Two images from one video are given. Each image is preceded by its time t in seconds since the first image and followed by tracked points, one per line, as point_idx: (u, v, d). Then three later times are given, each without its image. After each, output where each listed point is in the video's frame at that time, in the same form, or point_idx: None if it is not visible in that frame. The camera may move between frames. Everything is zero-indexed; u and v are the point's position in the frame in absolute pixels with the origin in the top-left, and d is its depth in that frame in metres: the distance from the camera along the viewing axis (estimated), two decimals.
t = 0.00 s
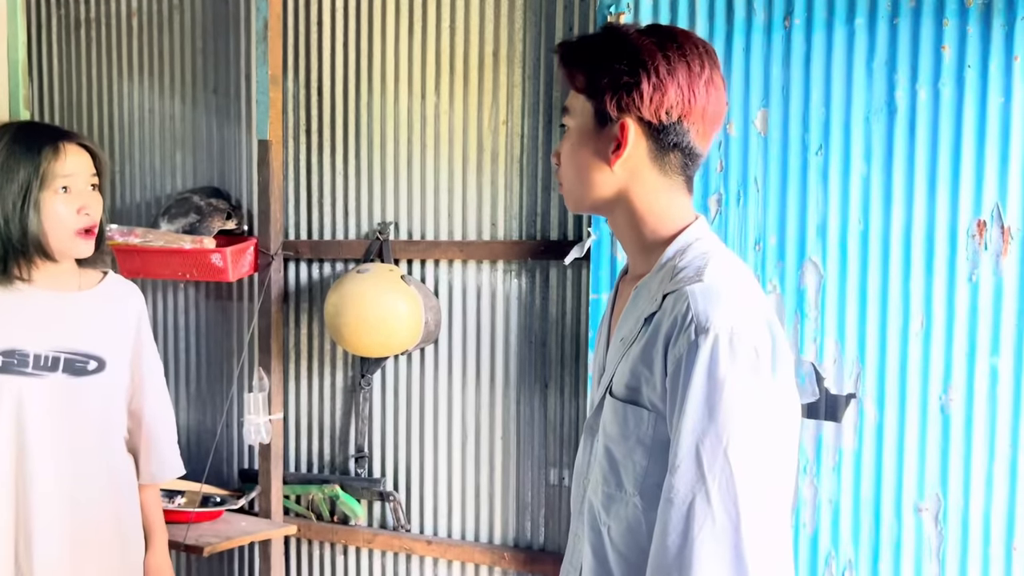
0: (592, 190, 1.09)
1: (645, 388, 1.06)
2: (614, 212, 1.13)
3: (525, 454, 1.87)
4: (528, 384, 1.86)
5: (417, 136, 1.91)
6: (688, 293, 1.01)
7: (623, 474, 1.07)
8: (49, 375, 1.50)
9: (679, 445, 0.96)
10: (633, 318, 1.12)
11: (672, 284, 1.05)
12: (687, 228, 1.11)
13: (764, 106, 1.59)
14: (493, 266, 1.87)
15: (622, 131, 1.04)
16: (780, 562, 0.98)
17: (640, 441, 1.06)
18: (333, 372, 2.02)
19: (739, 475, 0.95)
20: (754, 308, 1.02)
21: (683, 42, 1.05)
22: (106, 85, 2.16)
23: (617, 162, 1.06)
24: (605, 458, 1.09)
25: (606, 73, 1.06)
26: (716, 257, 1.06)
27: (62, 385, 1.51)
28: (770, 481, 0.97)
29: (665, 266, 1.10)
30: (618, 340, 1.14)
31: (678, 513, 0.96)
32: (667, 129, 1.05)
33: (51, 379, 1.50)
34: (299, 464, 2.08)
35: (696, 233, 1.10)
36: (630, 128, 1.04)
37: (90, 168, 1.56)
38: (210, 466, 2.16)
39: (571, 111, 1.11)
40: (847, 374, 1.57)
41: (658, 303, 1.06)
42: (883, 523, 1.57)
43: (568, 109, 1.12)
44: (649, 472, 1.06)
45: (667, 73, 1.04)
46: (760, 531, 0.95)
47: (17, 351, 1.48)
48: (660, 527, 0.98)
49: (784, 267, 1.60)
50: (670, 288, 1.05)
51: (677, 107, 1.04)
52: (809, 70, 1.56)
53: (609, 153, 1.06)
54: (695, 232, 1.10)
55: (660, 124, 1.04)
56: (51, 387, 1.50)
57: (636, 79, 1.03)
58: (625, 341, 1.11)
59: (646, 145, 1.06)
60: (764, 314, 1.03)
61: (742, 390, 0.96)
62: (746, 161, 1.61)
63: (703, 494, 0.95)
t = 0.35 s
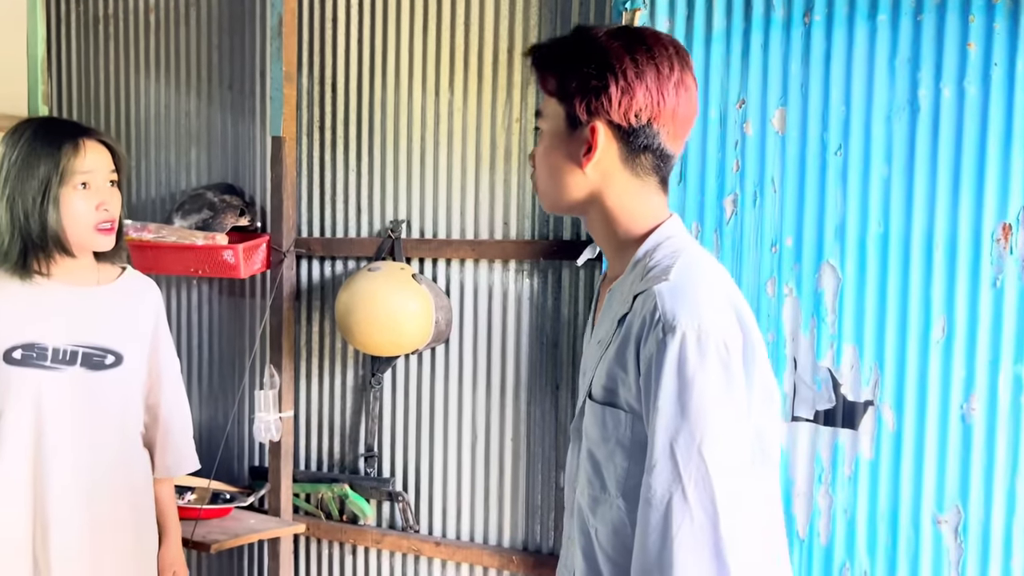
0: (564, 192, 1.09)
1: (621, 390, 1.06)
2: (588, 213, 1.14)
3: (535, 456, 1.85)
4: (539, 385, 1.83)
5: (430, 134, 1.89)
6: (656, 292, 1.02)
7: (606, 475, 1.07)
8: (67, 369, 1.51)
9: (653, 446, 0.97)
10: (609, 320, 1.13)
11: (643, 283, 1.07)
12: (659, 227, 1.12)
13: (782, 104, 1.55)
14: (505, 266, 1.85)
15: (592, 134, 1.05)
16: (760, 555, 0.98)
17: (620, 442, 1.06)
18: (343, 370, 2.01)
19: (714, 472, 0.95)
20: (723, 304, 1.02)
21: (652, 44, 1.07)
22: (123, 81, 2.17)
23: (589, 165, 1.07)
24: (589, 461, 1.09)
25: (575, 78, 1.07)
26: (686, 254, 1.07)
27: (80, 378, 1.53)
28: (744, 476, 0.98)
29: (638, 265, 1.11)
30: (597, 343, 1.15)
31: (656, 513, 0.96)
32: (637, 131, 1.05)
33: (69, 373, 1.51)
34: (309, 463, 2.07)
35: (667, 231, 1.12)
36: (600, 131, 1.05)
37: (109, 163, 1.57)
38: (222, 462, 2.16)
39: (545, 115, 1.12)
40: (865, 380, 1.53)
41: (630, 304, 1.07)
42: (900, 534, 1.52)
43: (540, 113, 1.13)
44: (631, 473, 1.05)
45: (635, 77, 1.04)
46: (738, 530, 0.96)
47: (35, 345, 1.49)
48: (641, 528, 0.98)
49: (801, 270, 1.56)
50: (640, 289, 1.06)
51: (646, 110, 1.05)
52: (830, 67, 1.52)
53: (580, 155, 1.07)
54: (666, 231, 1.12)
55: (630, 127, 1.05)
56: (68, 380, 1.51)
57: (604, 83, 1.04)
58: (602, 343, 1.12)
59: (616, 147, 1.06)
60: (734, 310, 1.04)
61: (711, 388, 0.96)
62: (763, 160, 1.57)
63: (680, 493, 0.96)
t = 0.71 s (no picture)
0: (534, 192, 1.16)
1: (586, 373, 1.13)
2: (557, 213, 1.20)
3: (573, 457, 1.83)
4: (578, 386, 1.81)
5: (471, 130, 1.88)
6: (616, 281, 1.08)
7: (573, 454, 1.14)
8: (117, 360, 1.54)
9: (612, 423, 1.02)
10: (577, 309, 1.19)
11: (607, 272, 1.14)
12: (623, 221, 1.17)
13: (832, 101, 1.50)
14: (544, 264, 1.83)
15: (559, 136, 1.12)
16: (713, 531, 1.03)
17: (585, 422, 1.12)
18: (382, 366, 2.02)
19: (668, 448, 1.00)
20: (680, 291, 1.08)
21: (613, 53, 1.13)
22: (171, 76, 2.20)
23: (557, 165, 1.14)
24: (557, 441, 1.16)
25: (543, 84, 1.14)
26: (647, 245, 1.13)
27: (129, 369, 1.55)
28: (698, 453, 1.02)
29: (603, 257, 1.18)
30: (565, 330, 1.22)
31: (614, 487, 1.02)
32: (602, 133, 1.12)
33: (119, 364, 1.54)
34: (348, 458, 2.07)
35: (633, 225, 1.17)
36: (566, 133, 1.12)
37: (161, 157, 1.60)
38: (262, 455, 2.18)
39: (517, 120, 1.19)
40: (916, 387, 1.47)
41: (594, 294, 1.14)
42: (949, 547, 1.47)
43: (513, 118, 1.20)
44: (595, 451, 1.11)
45: (597, 82, 1.11)
46: (691, 504, 1.01)
47: (88, 336, 1.52)
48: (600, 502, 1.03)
49: (849, 272, 1.50)
50: (604, 279, 1.13)
51: (608, 113, 1.12)
52: (884, 62, 1.46)
53: (548, 156, 1.14)
54: (631, 224, 1.17)
55: (594, 129, 1.12)
56: (118, 371, 1.54)
57: (569, 89, 1.11)
58: (571, 331, 1.18)
59: (582, 148, 1.13)
60: (691, 298, 1.09)
61: (666, 369, 1.01)
62: (812, 157, 1.52)
63: (636, 467, 1.00)
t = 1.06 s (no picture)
0: (570, 177, 1.28)
1: (620, 351, 1.22)
2: (590, 199, 1.32)
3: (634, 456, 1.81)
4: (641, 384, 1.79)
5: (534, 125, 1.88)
6: (653, 263, 1.17)
7: (604, 431, 1.23)
8: (191, 349, 1.57)
9: (645, 396, 1.11)
10: (610, 291, 1.29)
11: (643, 255, 1.23)
12: (657, 209, 1.30)
13: (913, 93, 1.45)
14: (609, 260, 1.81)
15: (596, 124, 1.23)
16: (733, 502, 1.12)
17: (617, 399, 1.21)
18: (444, 360, 2.03)
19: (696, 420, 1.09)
20: (713, 275, 1.17)
21: (649, 47, 1.24)
22: (243, 73, 2.25)
23: (593, 152, 1.25)
24: (588, 418, 1.25)
25: (582, 75, 1.25)
26: (680, 231, 1.23)
27: (203, 358, 1.59)
28: (724, 427, 1.11)
29: (637, 242, 1.28)
30: (598, 312, 1.31)
31: (644, 456, 1.10)
32: (637, 123, 1.23)
33: (193, 353, 1.58)
34: (409, 451, 2.09)
35: (664, 212, 1.28)
36: (603, 122, 1.23)
37: (237, 152, 1.64)
38: (326, 446, 2.21)
39: (553, 107, 1.30)
40: (999, 392, 1.41)
41: (629, 276, 1.23)
42: None
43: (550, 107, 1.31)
44: (626, 426, 1.20)
45: (634, 74, 1.23)
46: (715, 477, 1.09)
47: (164, 325, 1.56)
48: (629, 471, 1.12)
49: (929, 272, 1.45)
50: (639, 262, 1.22)
51: (645, 103, 1.23)
52: (970, 52, 1.40)
53: (584, 144, 1.25)
54: (663, 212, 1.28)
55: (629, 119, 1.23)
56: (192, 360, 1.58)
57: (607, 80, 1.23)
58: (604, 312, 1.28)
59: (617, 137, 1.25)
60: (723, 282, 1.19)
61: (699, 346, 1.10)
62: (890, 151, 1.47)
63: (666, 439, 1.09)
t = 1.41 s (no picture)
0: (636, 173, 1.24)
1: (682, 349, 1.14)
2: (655, 195, 1.27)
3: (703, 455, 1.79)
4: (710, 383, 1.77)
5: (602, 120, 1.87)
6: (719, 261, 1.09)
7: (662, 428, 1.18)
8: (272, 338, 1.61)
9: (711, 396, 1.06)
10: (673, 288, 1.19)
11: (708, 254, 1.14)
12: (722, 210, 1.22)
13: (1004, 85, 1.40)
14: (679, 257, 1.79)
15: (664, 120, 1.19)
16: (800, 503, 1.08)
17: (676, 397, 1.15)
18: (510, 356, 2.03)
19: (767, 420, 1.05)
20: (781, 273, 1.10)
21: (720, 41, 1.19)
22: (315, 71, 2.29)
23: (660, 147, 1.21)
24: (646, 414, 1.21)
25: (650, 68, 1.20)
26: (748, 229, 1.14)
27: (282, 348, 1.63)
28: (791, 426, 1.07)
29: (702, 241, 1.18)
30: (659, 308, 1.22)
31: (711, 457, 1.06)
32: (706, 119, 1.19)
33: (273, 342, 1.62)
34: (475, 446, 2.10)
35: (729, 211, 1.19)
36: (671, 118, 1.19)
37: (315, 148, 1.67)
38: (393, 439, 2.24)
39: (619, 103, 1.26)
40: None
41: (694, 272, 1.15)
42: None
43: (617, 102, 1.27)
44: (686, 425, 1.15)
45: (705, 69, 1.18)
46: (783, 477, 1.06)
47: (247, 314, 1.61)
48: (695, 471, 1.08)
49: (1018, 271, 1.40)
50: (705, 258, 1.14)
51: (714, 99, 1.18)
52: None
53: (652, 139, 1.21)
54: (729, 211, 1.19)
55: (699, 114, 1.19)
56: (272, 349, 1.62)
57: (677, 74, 1.18)
58: (665, 307, 1.20)
59: (686, 132, 1.20)
60: (791, 283, 1.11)
61: (766, 347, 1.04)
62: (978, 146, 1.42)
63: (734, 439, 1.05)
